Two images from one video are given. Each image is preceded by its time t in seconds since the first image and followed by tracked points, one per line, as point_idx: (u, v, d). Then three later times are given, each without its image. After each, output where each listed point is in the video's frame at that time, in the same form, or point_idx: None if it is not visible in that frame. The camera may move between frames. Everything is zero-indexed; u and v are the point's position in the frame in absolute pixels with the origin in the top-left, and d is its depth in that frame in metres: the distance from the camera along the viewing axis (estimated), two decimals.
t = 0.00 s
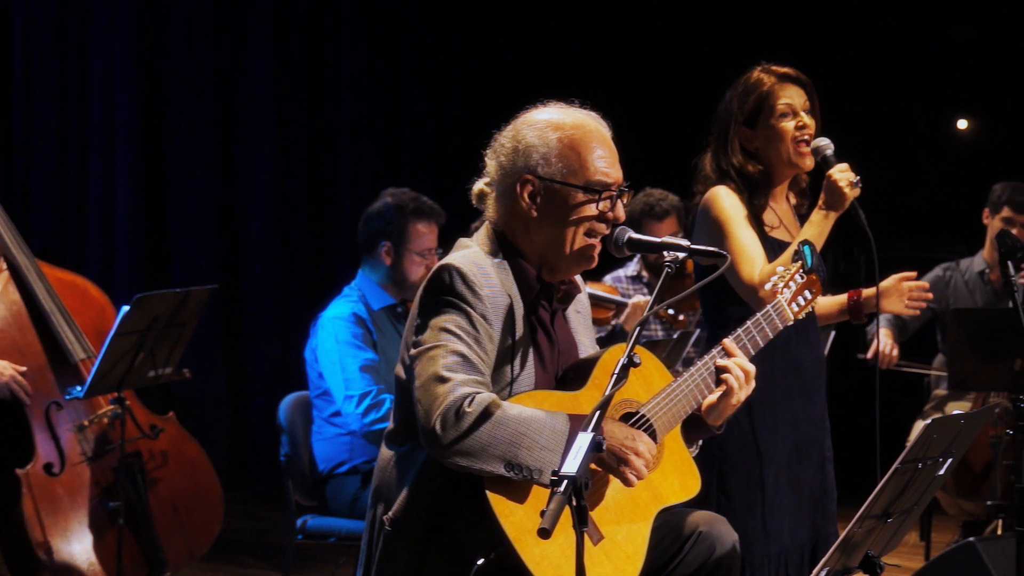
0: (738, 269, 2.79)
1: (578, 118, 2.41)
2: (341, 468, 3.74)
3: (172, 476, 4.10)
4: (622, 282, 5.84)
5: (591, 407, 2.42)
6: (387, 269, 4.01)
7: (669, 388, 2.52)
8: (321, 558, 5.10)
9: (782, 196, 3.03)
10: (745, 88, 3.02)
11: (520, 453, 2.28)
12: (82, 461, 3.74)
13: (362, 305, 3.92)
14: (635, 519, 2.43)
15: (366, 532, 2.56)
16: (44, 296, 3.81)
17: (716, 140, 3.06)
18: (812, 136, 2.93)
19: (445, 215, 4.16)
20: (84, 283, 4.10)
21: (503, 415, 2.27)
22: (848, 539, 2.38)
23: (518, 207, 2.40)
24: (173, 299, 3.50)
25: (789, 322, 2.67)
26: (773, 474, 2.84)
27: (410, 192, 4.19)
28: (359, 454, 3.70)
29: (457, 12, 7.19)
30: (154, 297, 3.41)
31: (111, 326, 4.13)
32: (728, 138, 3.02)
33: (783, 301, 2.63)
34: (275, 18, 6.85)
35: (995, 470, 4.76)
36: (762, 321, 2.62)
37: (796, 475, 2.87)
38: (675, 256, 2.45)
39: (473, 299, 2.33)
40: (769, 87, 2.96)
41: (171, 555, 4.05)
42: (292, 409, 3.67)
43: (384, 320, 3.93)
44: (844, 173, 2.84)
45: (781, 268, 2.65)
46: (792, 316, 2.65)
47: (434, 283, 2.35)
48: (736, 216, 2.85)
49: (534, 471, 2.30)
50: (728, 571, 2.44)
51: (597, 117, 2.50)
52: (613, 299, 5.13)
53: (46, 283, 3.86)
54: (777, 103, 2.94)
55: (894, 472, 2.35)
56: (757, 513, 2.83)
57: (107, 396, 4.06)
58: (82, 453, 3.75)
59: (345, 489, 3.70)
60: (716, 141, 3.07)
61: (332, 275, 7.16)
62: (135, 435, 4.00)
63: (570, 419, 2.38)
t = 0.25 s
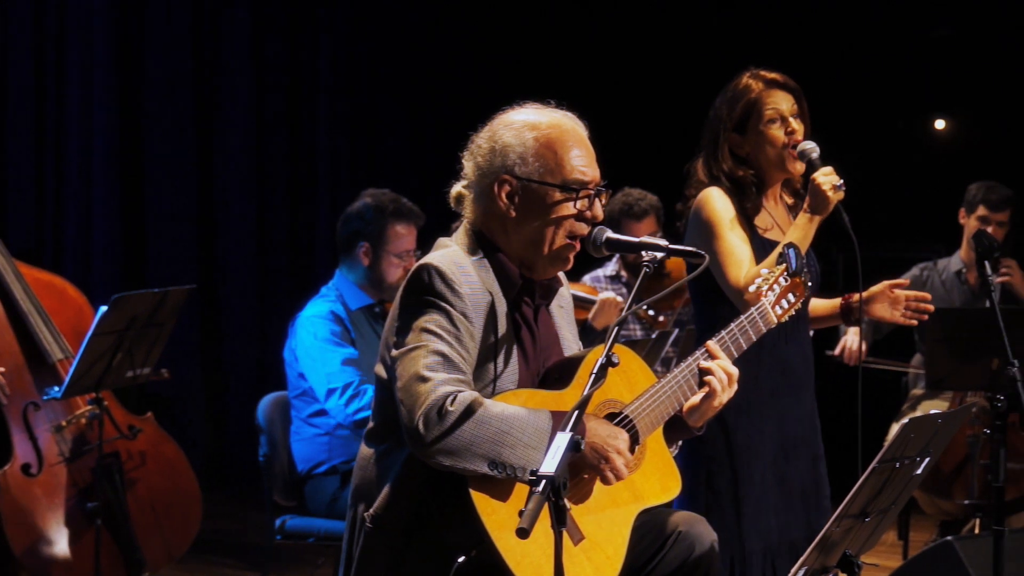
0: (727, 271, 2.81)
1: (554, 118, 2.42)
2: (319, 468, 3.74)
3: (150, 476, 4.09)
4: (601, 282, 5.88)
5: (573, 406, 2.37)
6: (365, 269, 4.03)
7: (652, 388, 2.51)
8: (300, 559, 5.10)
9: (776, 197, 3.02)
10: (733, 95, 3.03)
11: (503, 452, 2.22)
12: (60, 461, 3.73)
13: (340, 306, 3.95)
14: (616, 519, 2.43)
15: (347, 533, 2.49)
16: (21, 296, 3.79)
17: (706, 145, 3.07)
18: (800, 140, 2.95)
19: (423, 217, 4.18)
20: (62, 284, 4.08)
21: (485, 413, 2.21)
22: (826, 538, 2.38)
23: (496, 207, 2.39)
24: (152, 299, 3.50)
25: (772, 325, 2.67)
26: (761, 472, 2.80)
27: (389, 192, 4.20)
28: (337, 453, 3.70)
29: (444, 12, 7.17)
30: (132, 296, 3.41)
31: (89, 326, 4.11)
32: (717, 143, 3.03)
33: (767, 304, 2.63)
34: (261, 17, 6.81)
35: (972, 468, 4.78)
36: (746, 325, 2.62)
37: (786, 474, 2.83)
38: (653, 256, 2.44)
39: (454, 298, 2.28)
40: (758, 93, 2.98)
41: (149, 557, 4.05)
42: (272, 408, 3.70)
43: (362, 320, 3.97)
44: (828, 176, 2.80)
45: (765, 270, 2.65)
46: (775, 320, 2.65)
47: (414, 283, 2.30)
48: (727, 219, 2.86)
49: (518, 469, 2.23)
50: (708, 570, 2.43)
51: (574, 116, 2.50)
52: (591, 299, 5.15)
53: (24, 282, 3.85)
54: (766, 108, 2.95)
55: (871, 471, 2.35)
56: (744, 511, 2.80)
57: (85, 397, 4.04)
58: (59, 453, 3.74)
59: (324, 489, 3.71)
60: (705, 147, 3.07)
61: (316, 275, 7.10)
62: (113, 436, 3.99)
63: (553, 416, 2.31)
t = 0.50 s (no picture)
0: (713, 269, 2.79)
1: (534, 117, 2.41)
2: (300, 468, 3.74)
3: (130, 476, 4.10)
4: (581, 282, 5.93)
5: (552, 405, 2.36)
6: (345, 270, 4.02)
7: (630, 388, 2.51)
8: (281, 560, 5.11)
9: (767, 195, 3.02)
10: (723, 96, 3.05)
11: (481, 451, 2.21)
12: (38, 462, 3.73)
13: (321, 304, 3.95)
14: (594, 519, 2.42)
15: (326, 533, 2.49)
16: None
17: (697, 148, 3.08)
18: (790, 141, 2.96)
19: (404, 217, 4.20)
20: (41, 283, 4.07)
21: (464, 413, 2.20)
22: (806, 537, 2.38)
23: (476, 206, 2.39)
24: (129, 299, 3.49)
25: (750, 325, 2.66)
26: (745, 471, 2.78)
27: (369, 193, 4.20)
28: (316, 454, 3.72)
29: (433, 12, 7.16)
30: (109, 297, 3.40)
31: (69, 326, 4.10)
32: (708, 145, 3.04)
33: (744, 305, 2.63)
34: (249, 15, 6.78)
35: (950, 467, 4.80)
36: (724, 325, 2.62)
37: (771, 472, 2.82)
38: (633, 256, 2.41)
39: (432, 297, 2.27)
40: (746, 95, 2.99)
41: (129, 558, 4.06)
42: (251, 409, 3.79)
43: (343, 321, 3.98)
44: (818, 181, 2.80)
45: (743, 270, 2.66)
46: (753, 320, 2.65)
47: (392, 282, 2.29)
48: (717, 216, 2.85)
49: (496, 468, 2.23)
50: (686, 570, 2.44)
51: (554, 115, 2.49)
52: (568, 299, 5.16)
53: None
54: (754, 109, 2.97)
55: (849, 471, 2.35)
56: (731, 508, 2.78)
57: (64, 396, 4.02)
58: (38, 454, 3.74)
59: (304, 490, 3.73)
60: (696, 149, 3.09)
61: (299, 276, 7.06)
62: (93, 437, 3.97)
63: (531, 414, 2.30)
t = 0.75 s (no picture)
0: (698, 266, 2.78)
1: (515, 118, 2.40)
2: (279, 469, 3.74)
3: (109, 477, 4.12)
4: (562, 281, 5.94)
5: (530, 405, 2.36)
6: (324, 270, 4.03)
7: (609, 387, 2.51)
8: (259, 560, 5.12)
9: (753, 196, 3.02)
10: (711, 95, 3.04)
11: (460, 452, 2.21)
12: (17, 462, 3.76)
13: (301, 302, 3.99)
14: (574, 519, 2.42)
15: (304, 534, 2.47)
16: None
17: (684, 148, 3.07)
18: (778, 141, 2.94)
19: (384, 216, 4.21)
20: (20, 283, 4.06)
21: (443, 414, 2.20)
22: (785, 537, 2.39)
23: (455, 206, 2.38)
24: (109, 300, 3.52)
25: (730, 323, 2.66)
26: (725, 469, 2.79)
27: (350, 192, 4.21)
28: (296, 453, 3.72)
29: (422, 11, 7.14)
30: (89, 297, 3.43)
31: (47, 325, 4.09)
32: (695, 144, 3.03)
33: (724, 302, 2.63)
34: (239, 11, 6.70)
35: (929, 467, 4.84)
36: (703, 322, 2.62)
37: (751, 472, 2.83)
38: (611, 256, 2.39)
39: (412, 298, 2.26)
40: (735, 94, 2.98)
41: (107, 557, 4.11)
42: (230, 409, 3.76)
43: (322, 320, 4.00)
44: (804, 178, 2.80)
45: (723, 269, 2.65)
46: (732, 318, 2.65)
47: (372, 283, 2.28)
48: (703, 213, 2.84)
49: (475, 469, 2.23)
50: (666, 569, 2.44)
51: (535, 117, 2.48)
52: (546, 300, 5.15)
53: None
54: (742, 109, 2.96)
55: (829, 470, 2.36)
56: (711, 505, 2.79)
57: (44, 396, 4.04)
58: (16, 454, 3.76)
59: (283, 489, 3.73)
60: (683, 147, 3.08)
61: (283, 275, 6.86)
62: (72, 437, 4.00)
63: (510, 415, 2.31)
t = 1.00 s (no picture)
0: (682, 267, 2.78)
1: (500, 119, 2.38)
2: (262, 469, 3.77)
3: (92, 478, 4.16)
4: (545, 281, 5.96)
5: (514, 404, 2.35)
6: (307, 270, 4.03)
7: (593, 387, 2.51)
8: (241, 560, 5.12)
9: (738, 198, 3.01)
10: (702, 95, 3.04)
11: (443, 451, 2.18)
12: None
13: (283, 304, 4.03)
14: (557, 518, 2.42)
15: (287, 534, 2.42)
16: None
17: (673, 145, 3.08)
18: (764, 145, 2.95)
19: (366, 215, 4.22)
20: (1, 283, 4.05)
21: (425, 412, 2.17)
22: (768, 536, 2.39)
23: (438, 207, 2.36)
24: (91, 300, 3.55)
25: (713, 322, 2.67)
26: (708, 468, 2.80)
27: (333, 193, 4.23)
28: (280, 454, 3.75)
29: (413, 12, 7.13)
30: (71, 297, 3.46)
31: (29, 325, 4.08)
32: (683, 142, 3.04)
33: (708, 302, 2.64)
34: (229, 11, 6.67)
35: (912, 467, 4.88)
36: (686, 322, 2.60)
37: (732, 472, 2.84)
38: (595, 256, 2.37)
39: (393, 298, 2.24)
40: (725, 95, 2.99)
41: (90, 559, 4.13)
42: (213, 409, 3.79)
43: (305, 319, 4.03)
44: (787, 178, 2.79)
45: (705, 268, 2.67)
46: (715, 317, 2.65)
47: (353, 283, 2.26)
48: (689, 215, 2.83)
49: (458, 467, 2.20)
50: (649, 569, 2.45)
51: (520, 119, 2.46)
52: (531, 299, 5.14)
53: None
54: (731, 110, 2.96)
55: (812, 468, 2.36)
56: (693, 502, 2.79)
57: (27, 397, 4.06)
58: None
59: (266, 490, 3.77)
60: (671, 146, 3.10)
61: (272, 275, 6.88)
62: (55, 437, 4.03)
63: (494, 412, 2.27)
